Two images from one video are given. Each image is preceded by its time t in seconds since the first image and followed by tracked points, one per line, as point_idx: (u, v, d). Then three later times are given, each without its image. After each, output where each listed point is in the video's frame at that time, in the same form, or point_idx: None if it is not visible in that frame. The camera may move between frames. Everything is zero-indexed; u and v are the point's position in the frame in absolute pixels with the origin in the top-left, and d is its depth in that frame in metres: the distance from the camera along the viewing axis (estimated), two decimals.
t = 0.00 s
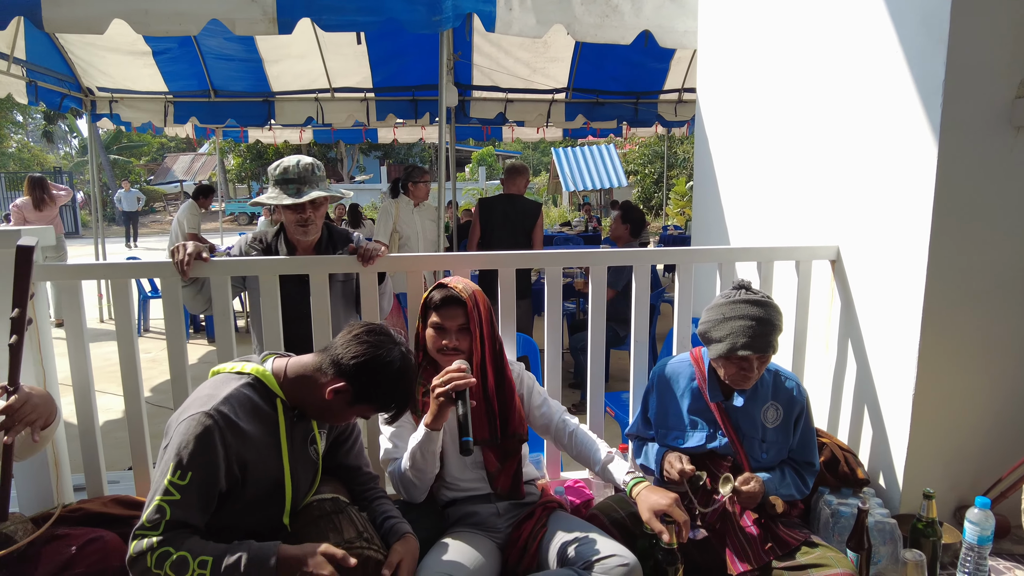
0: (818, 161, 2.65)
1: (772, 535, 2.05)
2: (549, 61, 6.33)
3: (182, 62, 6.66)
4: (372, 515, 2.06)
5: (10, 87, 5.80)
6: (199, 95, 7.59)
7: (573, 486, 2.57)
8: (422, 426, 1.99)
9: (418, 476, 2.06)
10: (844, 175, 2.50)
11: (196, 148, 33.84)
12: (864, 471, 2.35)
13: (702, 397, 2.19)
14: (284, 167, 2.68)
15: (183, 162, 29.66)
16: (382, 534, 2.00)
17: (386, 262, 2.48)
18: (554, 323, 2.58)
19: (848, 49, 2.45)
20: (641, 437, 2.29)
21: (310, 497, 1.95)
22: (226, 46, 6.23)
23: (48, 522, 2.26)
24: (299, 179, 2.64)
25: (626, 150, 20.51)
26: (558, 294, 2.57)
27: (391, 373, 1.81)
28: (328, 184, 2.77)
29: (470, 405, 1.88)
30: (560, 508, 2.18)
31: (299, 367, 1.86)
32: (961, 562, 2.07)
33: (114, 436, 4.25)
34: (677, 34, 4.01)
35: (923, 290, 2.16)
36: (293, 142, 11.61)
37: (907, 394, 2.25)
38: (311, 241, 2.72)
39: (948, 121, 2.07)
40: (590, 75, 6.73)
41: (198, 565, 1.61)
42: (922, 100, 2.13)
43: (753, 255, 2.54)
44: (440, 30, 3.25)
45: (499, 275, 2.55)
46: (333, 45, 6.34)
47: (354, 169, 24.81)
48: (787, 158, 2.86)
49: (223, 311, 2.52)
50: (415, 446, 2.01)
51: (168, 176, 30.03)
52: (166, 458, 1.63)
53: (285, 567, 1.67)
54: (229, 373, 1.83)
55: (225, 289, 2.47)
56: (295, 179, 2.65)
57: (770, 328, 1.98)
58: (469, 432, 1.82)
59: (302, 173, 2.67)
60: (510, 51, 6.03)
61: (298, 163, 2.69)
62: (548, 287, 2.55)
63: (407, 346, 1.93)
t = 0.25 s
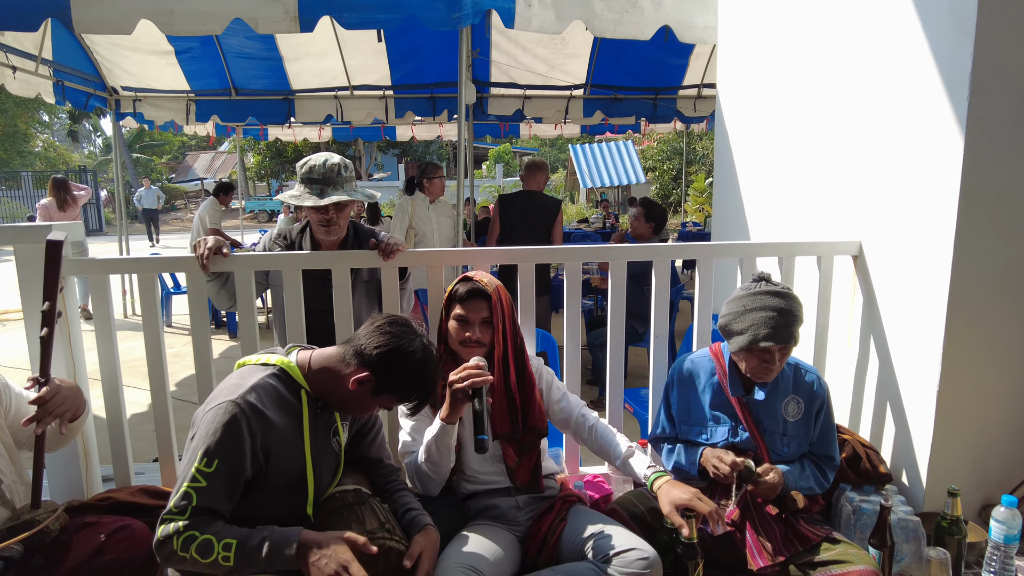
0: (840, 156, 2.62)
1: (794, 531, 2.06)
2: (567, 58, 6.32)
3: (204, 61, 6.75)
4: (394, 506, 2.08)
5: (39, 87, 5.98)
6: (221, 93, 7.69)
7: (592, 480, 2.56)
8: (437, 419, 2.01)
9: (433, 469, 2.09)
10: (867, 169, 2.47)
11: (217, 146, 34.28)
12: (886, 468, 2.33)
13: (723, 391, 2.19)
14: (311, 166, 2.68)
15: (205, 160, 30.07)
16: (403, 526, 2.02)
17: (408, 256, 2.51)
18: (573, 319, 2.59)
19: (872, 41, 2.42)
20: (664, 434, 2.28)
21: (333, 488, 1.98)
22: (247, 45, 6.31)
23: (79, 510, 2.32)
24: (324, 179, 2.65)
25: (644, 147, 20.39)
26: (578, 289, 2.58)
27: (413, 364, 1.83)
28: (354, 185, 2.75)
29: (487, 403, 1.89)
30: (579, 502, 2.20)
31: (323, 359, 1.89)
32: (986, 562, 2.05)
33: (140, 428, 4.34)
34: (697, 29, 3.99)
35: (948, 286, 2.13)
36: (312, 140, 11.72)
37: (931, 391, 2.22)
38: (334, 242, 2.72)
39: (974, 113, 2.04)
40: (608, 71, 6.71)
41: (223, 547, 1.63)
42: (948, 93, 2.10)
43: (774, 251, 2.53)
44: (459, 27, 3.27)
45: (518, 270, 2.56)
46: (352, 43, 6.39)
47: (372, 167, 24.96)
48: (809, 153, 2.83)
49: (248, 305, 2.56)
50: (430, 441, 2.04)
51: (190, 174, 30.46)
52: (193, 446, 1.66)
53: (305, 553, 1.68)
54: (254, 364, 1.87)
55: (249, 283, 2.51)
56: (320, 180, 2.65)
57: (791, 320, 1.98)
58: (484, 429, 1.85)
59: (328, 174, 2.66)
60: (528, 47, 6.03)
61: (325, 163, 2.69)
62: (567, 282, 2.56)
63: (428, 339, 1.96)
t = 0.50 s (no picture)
0: (865, 150, 2.59)
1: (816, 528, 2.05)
2: (586, 54, 6.30)
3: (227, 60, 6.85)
4: (415, 499, 2.11)
5: (65, 87, 6.14)
6: (243, 91, 7.80)
7: (612, 476, 2.59)
8: (458, 412, 2.04)
9: (454, 462, 2.12)
10: (892, 163, 2.44)
11: (239, 144, 34.71)
12: (911, 466, 2.30)
13: (744, 388, 2.18)
14: (338, 166, 2.70)
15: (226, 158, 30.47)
16: (425, 518, 2.04)
17: (430, 251, 2.54)
18: (593, 314, 2.59)
19: (899, 33, 2.38)
20: (684, 433, 2.26)
21: (356, 480, 2.01)
22: (268, 44, 6.38)
23: (109, 499, 2.38)
24: (352, 179, 2.66)
25: (664, 143, 20.26)
26: (598, 285, 2.58)
27: (434, 358, 1.85)
28: (380, 186, 2.77)
29: (505, 395, 1.92)
30: (599, 497, 2.20)
31: (347, 352, 1.92)
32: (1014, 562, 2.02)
33: (166, 421, 4.43)
34: (719, 24, 3.96)
35: (977, 281, 2.09)
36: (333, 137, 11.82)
37: (958, 389, 2.19)
38: (359, 242, 2.73)
39: (1005, 106, 2.00)
40: (628, 66, 6.68)
41: (246, 538, 1.66)
42: (977, 86, 2.06)
43: (796, 246, 2.52)
44: (480, 23, 3.29)
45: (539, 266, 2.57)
46: (372, 41, 6.43)
47: (391, 164, 25.11)
48: (833, 148, 2.80)
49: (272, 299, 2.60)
50: (451, 433, 2.07)
51: (213, 173, 30.91)
52: (219, 438, 1.69)
53: (327, 541, 1.69)
54: (280, 358, 1.90)
55: (273, 278, 2.55)
56: (347, 180, 2.67)
57: (811, 316, 1.97)
58: (505, 422, 1.87)
59: (355, 174, 2.69)
60: (547, 43, 6.02)
61: (352, 163, 2.71)
62: (588, 277, 2.56)
63: (450, 334, 1.98)
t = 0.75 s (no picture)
0: (889, 147, 2.57)
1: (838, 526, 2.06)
2: (605, 50, 6.29)
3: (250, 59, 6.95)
4: (440, 492, 2.15)
5: (94, 87, 6.21)
6: (265, 90, 7.90)
7: (632, 473, 2.65)
8: (484, 405, 2.09)
9: (479, 455, 2.16)
10: (916, 161, 2.42)
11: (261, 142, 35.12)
12: (934, 466, 2.28)
13: (765, 387, 2.19)
14: (369, 166, 2.72)
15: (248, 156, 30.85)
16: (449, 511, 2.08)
17: (453, 249, 2.58)
18: (614, 312, 2.61)
19: (925, 28, 2.36)
20: (704, 430, 2.29)
21: (382, 473, 2.05)
22: (291, 43, 6.47)
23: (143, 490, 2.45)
24: (384, 180, 2.69)
25: (683, 139, 20.12)
26: (619, 282, 2.60)
27: (458, 354, 1.89)
28: (409, 187, 2.81)
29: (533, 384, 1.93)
30: (621, 494, 2.23)
31: (373, 348, 1.97)
32: None
33: (193, 415, 4.53)
34: (740, 20, 3.94)
35: (1003, 281, 2.07)
36: (353, 135, 11.93)
37: (983, 389, 2.17)
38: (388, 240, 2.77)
39: None
40: (647, 63, 6.66)
41: (280, 530, 1.70)
42: (1005, 82, 2.04)
43: (819, 245, 2.51)
44: (501, 22, 3.32)
45: (560, 264, 2.60)
46: (392, 40, 6.48)
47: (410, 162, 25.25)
48: (856, 145, 2.79)
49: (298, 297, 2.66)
50: (477, 426, 2.11)
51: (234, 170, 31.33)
52: (251, 429, 1.75)
53: (361, 534, 1.74)
54: (309, 353, 1.95)
55: (300, 275, 2.61)
56: (380, 180, 2.70)
57: (832, 315, 1.97)
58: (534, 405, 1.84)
59: (387, 175, 2.72)
60: (567, 40, 6.02)
61: (383, 164, 2.73)
62: (609, 275, 2.58)
63: (473, 330, 2.01)
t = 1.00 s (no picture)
0: (915, 147, 2.55)
1: (860, 527, 2.07)
2: (627, 48, 6.28)
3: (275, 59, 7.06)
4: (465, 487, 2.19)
5: (124, 88, 6.36)
6: (290, 90, 8.02)
7: (654, 471, 2.62)
8: (515, 399, 2.12)
9: (506, 449, 2.19)
10: (943, 160, 2.40)
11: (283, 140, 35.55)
12: (961, 469, 2.27)
13: (790, 387, 2.19)
14: (400, 167, 2.78)
15: (271, 154, 31.25)
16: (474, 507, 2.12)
17: (478, 249, 2.62)
18: (636, 311, 2.63)
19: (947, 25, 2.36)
20: (725, 426, 2.31)
21: (409, 468, 2.10)
22: (315, 43, 6.55)
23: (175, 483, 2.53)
24: (415, 181, 2.76)
25: (705, 136, 19.96)
26: (642, 282, 2.62)
27: (485, 354, 1.93)
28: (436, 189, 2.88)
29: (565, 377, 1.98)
30: (643, 492, 2.25)
31: (401, 347, 2.01)
32: None
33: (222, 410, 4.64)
34: (764, 17, 3.91)
35: None
36: (374, 133, 12.05)
37: (1010, 392, 2.16)
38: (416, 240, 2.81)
39: None
40: (669, 60, 6.64)
41: (310, 524, 1.74)
42: None
43: (843, 245, 2.50)
44: (523, 22, 3.35)
45: (583, 263, 2.62)
46: (414, 39, 6.54)
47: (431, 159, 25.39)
48: (881, 144, 2.77)
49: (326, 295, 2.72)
50: (506, 419, 2.14)
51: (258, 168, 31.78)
52: (285, 428, 1.80)
53: (382, 529, 1.75)
54: (339, 351, 2.01)
55: (328, 274, 2.67)
56: (411, 181, 2.77)
57: (859, 319, 1.97)
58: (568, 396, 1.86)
59: (417, 176, 2.79)
60: (588, 38, 6.02)
61: (413, 165, 2.80)
62: (632, 275, 2.60)
63: (498, 330, 2.05)
